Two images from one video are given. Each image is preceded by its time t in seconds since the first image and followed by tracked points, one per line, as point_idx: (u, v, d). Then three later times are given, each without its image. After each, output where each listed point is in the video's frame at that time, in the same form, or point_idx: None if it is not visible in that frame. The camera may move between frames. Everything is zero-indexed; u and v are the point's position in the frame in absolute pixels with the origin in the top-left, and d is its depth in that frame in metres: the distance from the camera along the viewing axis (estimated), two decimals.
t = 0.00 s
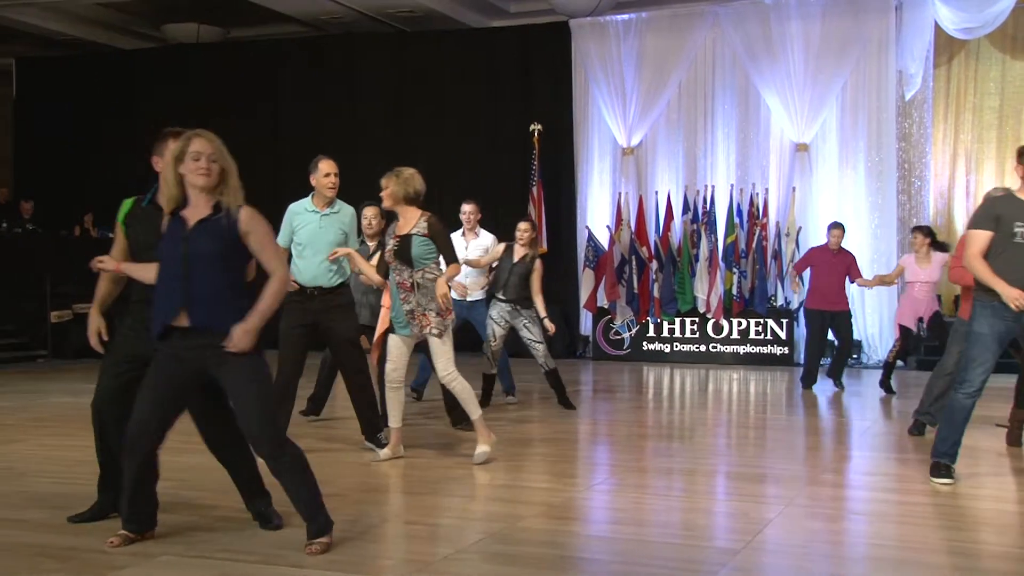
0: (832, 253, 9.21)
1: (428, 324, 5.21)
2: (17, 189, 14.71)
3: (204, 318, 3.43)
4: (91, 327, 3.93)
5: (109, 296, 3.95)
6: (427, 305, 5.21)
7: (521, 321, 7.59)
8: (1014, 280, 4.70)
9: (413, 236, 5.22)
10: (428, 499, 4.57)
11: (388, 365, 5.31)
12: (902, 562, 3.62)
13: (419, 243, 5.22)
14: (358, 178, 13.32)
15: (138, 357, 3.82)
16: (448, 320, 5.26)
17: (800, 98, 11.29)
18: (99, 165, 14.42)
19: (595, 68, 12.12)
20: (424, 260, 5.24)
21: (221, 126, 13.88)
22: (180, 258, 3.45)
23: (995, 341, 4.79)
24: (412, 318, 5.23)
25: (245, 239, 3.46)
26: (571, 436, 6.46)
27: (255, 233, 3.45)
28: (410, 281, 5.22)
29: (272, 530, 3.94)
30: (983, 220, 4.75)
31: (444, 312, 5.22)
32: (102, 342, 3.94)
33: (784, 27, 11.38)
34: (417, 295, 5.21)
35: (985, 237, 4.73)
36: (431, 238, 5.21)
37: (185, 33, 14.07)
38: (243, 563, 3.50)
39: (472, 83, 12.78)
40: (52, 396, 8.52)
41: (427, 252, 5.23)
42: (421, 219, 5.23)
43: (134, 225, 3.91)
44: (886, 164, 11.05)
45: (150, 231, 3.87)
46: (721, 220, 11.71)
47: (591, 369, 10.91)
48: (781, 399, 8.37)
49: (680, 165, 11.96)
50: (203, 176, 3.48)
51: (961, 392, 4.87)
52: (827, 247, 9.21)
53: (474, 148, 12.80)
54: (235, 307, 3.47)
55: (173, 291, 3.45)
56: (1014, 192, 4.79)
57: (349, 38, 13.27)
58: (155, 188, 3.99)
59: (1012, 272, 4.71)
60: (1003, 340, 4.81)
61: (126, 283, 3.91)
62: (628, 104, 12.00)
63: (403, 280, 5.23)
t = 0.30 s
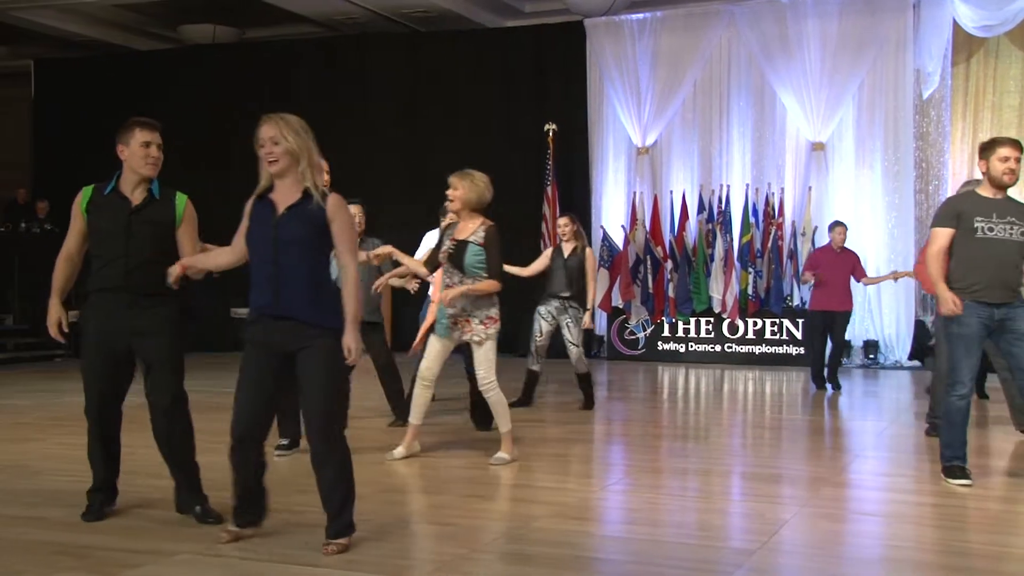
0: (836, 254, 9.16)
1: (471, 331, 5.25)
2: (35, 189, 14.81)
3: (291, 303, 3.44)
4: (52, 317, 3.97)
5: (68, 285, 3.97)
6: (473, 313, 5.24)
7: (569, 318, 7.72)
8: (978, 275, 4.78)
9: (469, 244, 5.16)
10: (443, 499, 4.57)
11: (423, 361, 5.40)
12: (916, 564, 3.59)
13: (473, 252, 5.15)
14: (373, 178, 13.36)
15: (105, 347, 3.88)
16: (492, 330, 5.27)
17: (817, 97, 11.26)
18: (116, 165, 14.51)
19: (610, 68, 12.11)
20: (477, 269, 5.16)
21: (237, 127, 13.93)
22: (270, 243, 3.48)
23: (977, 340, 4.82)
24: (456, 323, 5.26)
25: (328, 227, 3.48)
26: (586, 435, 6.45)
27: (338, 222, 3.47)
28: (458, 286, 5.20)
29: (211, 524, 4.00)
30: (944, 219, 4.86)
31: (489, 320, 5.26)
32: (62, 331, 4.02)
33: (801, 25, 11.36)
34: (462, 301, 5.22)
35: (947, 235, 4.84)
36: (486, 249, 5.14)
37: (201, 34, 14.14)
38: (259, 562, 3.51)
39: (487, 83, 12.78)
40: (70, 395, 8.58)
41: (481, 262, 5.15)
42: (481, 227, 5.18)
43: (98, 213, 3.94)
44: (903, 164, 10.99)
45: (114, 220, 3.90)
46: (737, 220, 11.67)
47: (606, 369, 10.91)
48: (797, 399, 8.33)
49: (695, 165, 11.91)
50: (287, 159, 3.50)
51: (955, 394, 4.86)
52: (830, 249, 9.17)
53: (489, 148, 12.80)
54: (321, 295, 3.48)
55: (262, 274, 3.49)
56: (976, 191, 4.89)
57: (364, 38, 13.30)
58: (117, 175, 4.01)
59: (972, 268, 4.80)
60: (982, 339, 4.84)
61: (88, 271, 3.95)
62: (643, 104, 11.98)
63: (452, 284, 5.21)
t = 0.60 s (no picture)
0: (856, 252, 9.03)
1: (506, 330, 5.27)
2: (54, 190, 14.92)
3: (332, 303, 3.45)
4: (55, 314, 4.01)
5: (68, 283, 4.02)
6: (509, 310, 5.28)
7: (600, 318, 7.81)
8: (966, 273, 4.77)
9: (514, 245, 5.22)
10: (461, 499, 4.57)
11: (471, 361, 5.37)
12: (937, 568, 3.55)
13: (517, 253, 5.22)
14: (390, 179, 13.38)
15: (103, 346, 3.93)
16: (525, 330, 5.31)
17: (835, 97, 11.22)
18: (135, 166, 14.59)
19: (627, 68, 12.08)
20: (518, 270, 5.25)
21: (254, 128, 13.99)
22: (316, 242, 3.51)
23: (974, 340, 4.79)
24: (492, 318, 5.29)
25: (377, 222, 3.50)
26: (603, 436, 6.44)
27: (386, 217, 3.48)
28: (497, 281, 5.29)
29: (168, 518, 4.07)
30: (935, 219, 4.86)
31: (523, 320, 5.30)
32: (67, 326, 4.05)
33: (819, 24, 11.32)
34: (499, 297, 5.30)
35: (938, 236, 4.84)
36: (530, 253, 5.22)
37: (219, 35, 14.20)
38: (277, 562, 3.52)
39: (504, 83, 12.79)
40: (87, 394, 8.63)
41: (524, 264, 5.24)
42: (529, 230, 5.24)
43: (97, 213, 3.99)
44: (922, 164, 10.92)
45: (114, 220, 3.96)
46: (754, 221, 11.63)
47: (623, 370, 10.88)
48: (814, 400, 8.31)
49: (712, 165, 11.86)
50: (337, 157, 3.55)
51: (961, 396, 4.83)
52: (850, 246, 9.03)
53: (505, 148, 12.80)
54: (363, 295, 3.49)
55: (307, 272, 3.52)
56: (970, 189, 4.88)
57: (381, 39, 13.34)
58: (116, 174, 4.06)
59: (961, 269, 4.79)
60: (980, 338, 4.81)
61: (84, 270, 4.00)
62: (660, 104, 11.95)
63: (491, 278, 5.30)
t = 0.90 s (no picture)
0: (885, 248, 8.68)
1: (513, 334, 5.24)
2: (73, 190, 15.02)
3: (349, 303, 3.46)
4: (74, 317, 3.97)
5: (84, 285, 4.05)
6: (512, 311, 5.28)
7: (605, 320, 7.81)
8: (978, 277, 4.76)
9: (520, 251, 5.24)
10: (478, 500, 4.57)
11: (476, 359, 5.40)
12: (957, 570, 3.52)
13: (523, 259, 5.25)
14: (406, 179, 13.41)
15: (118, 348, 3.96)
16: (530, 334, 5.29)
17: (853, 96, 11.16)
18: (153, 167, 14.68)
19: (643, 68, 12.06)
20: (524, 275, 5.27)
21: (271, 128, 14.05)
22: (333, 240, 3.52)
23: (991, 341, 4.76)
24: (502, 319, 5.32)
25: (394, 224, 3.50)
26: (618, 437, 6.43)
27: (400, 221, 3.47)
28: (506, 287, 5.33)
29: (188, 518, 4.09)
30: (944, 225, 4.87)
31: (530, 325, 5.27)
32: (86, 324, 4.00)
33: (837, 23, 11.27)
34: (507, 303, 5.31)
35: (949, 242, 4.85)
36: (537, 260, 5.22)
37: (237, 36, 14.27)
38: (295, 561, 3.53)
39: (520, 83, 12.79)
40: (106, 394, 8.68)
41: (530, 270, 5.26)
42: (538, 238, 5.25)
43: (108, 217, 4.02)
44: (941, 164, 10.86)
45: (125, 224, 3.99)
46: (771, 221, 11.58)
47: (639, 370, 10.83)
48: (831, 401, 8.27)
49: (728, 165, 11.83)
50: (361, 158, 3.54)
51: (982, 400, 4.79)
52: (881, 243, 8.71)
53: (522, 148, 12.80)
54: (379, 294, 3.48)
55: (324, 271, 3.53)
56: (981, 193, 4.83)
57: (398, 40, 13.37)
58: (124, 178, 4.08)
59: (976, 268, 4.76)
60: (999, 337, 4.77)
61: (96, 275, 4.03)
62: (676, 103, 11.93)
63: (501, 284, 5.35)
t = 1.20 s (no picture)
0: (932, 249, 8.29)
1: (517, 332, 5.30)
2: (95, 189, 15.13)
3: (340, 304, 3.49)
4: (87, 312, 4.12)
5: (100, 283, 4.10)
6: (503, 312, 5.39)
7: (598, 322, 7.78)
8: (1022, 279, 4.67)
9: (501, 248, 5.38)
10: (498, 498, 4.58)
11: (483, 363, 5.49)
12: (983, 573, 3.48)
13: (505, 256, 5.39)
14: (425, 178, 13.42)
15: (133, 346, 3.98)
16: (526, 332, 5.32)
17: (874, 94, 11.10)
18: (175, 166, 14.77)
19: (662, 66, 12.04)
20: (507, 272, 5.39)
21: (291, 127, 14.11)
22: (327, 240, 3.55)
23: None
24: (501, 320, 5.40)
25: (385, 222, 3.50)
26: (637, 436, 6.40)
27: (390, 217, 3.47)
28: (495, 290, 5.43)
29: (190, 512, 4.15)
30: (993, 228, 4.77)
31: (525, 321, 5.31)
32: (98, 320, 4.14)
33: (859, 21, 11.22)
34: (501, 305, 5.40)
35: (998, 244, 4.77)
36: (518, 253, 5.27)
37: (256, 36, 14.33)
38: (314, 558, 3.54)
39: (538, 82, 12.78)
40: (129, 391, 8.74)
41: (511, 266, 5.39)
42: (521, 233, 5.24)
43: (120, 215, 4.03)
44: (965, 161, 10.76)
45: (137, 222, 3.99)
46: (791, 219, 11.53)
47: (658, 369, 10.80)
48: (852, 400, 8.24)
49: (748, 163, 11.78)
50: (361, 158, 3.58)
51: (1014, 402, 4.79)
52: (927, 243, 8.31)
53: (541, 147, 12.78)
54: (372, 294, 3.48)
55: (320, 272, 3.58)
56: None
57: (417, 39, 13.40)
58: (137, 178, 4.09)
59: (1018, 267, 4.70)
60: None
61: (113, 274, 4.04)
62: (696, 101, 11.90)
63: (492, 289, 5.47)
